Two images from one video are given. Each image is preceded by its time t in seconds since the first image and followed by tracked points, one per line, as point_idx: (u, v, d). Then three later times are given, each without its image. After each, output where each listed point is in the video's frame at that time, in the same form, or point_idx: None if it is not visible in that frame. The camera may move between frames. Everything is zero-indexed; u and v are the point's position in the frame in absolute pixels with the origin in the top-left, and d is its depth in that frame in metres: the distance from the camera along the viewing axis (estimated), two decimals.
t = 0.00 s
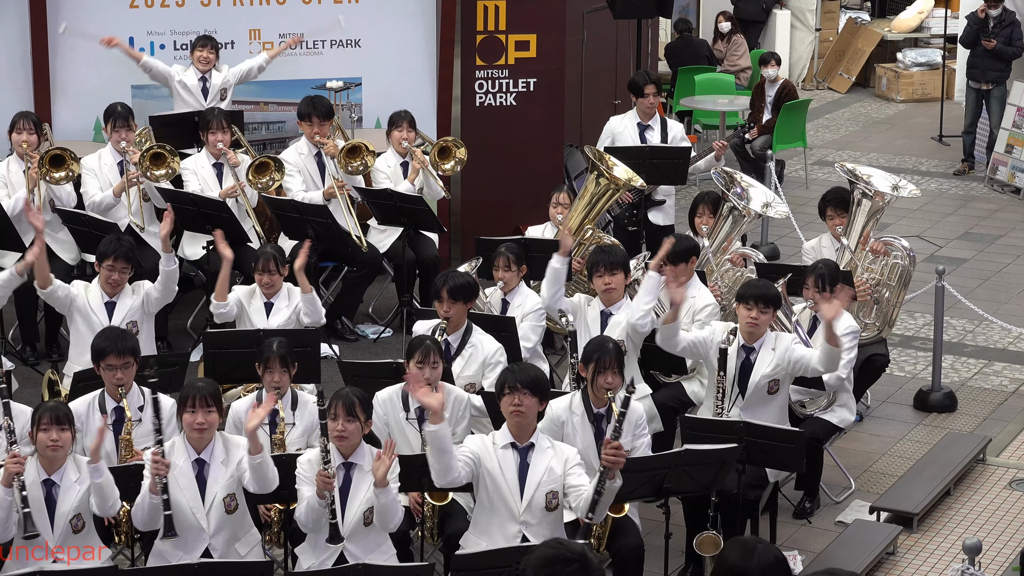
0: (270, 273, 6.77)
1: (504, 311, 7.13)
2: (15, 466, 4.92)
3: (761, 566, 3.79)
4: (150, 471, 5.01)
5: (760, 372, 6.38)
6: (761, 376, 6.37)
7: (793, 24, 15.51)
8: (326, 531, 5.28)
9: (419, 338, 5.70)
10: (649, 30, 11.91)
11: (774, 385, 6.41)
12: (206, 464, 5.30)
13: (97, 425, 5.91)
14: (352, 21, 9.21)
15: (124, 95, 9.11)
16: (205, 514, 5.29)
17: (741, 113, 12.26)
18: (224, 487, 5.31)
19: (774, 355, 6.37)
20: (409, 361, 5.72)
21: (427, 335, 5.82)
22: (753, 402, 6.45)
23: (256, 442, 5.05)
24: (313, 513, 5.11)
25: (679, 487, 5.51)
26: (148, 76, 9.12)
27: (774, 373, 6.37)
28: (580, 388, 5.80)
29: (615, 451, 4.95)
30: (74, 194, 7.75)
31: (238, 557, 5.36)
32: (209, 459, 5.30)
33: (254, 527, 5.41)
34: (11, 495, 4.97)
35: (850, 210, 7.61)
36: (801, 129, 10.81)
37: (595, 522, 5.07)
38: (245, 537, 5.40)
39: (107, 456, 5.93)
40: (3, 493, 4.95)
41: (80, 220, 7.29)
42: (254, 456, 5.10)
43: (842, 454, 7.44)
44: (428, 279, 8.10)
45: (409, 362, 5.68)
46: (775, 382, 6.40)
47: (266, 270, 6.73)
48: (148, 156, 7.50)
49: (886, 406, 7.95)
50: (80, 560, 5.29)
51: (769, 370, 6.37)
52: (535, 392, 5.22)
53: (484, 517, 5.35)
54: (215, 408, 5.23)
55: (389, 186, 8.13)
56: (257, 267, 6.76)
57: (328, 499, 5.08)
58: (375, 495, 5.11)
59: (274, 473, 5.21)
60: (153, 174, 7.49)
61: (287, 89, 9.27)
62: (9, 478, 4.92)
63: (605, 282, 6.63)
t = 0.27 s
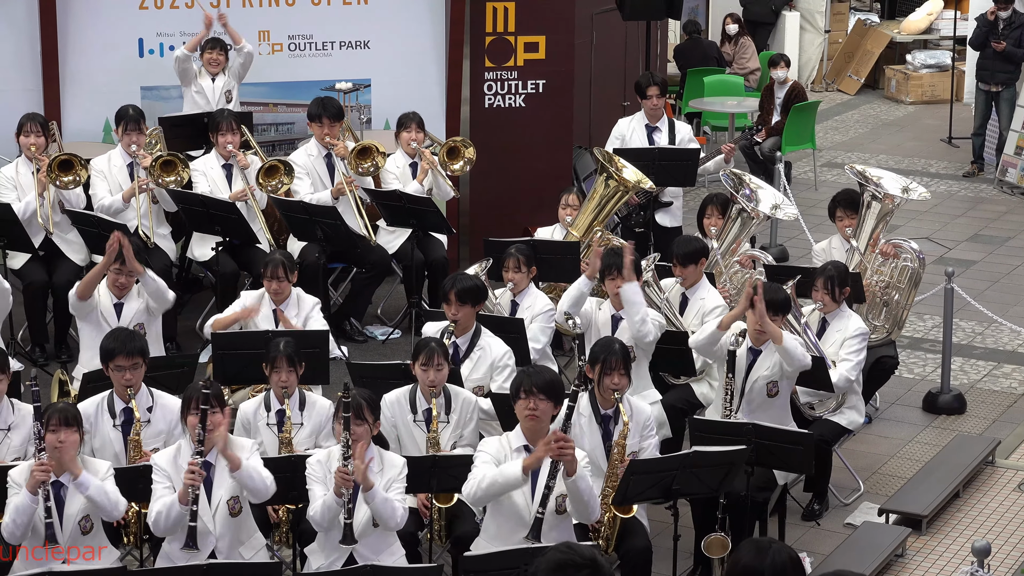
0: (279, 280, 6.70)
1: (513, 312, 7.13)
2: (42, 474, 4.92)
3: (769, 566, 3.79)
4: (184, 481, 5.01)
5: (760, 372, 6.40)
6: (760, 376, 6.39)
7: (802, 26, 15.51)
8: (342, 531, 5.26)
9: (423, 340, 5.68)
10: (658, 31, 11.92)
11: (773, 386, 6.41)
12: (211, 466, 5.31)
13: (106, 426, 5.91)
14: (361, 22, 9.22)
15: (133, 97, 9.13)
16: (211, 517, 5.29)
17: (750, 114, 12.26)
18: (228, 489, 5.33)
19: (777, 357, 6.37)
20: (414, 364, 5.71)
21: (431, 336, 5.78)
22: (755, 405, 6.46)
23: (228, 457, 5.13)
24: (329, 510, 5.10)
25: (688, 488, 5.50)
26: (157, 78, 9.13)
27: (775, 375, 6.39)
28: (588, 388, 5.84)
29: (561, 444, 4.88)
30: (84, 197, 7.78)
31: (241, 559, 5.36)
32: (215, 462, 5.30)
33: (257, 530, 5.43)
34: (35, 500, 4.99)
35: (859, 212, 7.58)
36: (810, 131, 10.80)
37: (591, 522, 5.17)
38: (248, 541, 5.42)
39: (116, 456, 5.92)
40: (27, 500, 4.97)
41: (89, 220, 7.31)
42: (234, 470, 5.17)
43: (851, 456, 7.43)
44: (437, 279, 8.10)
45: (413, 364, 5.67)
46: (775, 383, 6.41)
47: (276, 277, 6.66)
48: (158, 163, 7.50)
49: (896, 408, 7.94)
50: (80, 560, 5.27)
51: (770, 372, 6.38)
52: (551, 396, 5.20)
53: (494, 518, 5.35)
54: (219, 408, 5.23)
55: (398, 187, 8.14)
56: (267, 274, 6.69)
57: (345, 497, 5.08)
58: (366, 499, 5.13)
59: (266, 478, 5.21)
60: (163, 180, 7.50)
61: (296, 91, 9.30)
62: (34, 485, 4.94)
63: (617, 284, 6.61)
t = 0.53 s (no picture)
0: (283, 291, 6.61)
1: (520, 313, 7.19)
2: (25, 477, 4.94)
3: (776, 567, 3.79)
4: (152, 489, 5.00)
5: (773, 380, 6.33)
6: (773, 385, 6.32)
7: (809, 28, 15.52)
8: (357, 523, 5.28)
9: (428, 343, 5.67)
10: (665, 33, 11.93)
11: (786, 398, 6.34)
12: (214, 468, 5.29)
13: (112, 427, 5.91)
14: (368, 24, 9.22)
15: (140, 98, 9.14)
16: (217, 518, 5.29)
17: (757, 116, 12.25)
18: (235, 490, 5.31)
19: (788, 362, 6.31)
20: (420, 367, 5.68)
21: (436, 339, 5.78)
22: (766, 412, 6.37)
23: (281, 446, 5.06)
24: (326, 522, 5.11)
25: (695, 490, 5.48)
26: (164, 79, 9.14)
27: (784, 382, 6.32)
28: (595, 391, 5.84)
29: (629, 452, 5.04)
30: (90, 198, 7.78)
31: (253, 558, 5.36)
32: (217, 463, 5.29)
33: (268, 529, 5.42)
34: (18, 503, 5.03)
35: (866, 214, 7.65)
36: (818, 133, 10.81)
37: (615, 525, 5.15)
38: (259, 539, 5.41)
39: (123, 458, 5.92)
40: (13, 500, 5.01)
41: (95, 223, 7.31)
42: (280, 459, 5.11)
43: (858, 458, 7.42)
44: (443, 281, 8.10)
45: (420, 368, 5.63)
46: (788, 395, 6.34)
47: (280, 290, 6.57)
48: (165, 162, 7.50)
49: (902, 410, 7.93)
50: (81, 560, 5.24)
51: (780, 379, 6.31)
52: (561, 401, 5.16)
53: (501, 519, 5.36)
54: (216, 410, 5.23)
55: (405, 189, 8.15)
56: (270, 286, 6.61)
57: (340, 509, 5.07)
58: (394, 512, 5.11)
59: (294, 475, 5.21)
60: (169, 180, 7.49)
61: (303, 93, 9.30)
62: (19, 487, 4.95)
63: (627, 287, 6.58)
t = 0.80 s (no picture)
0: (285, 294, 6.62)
1: (523, 318, 7.14)
2: (42, 481, 4.93)
3: (781, 573, 3.80)
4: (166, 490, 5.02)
5: (778, 384, 6.31)
6: (778, 389, 6.31)
7: (812, 32, 15.53)
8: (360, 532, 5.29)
9: (428, 346, 5.70)
10: (669, 37, 11.94)
11: (788, 404, 6.33)
12: (214, 471, 5.28)
13: (116, 432, 5.91)
14: (372, 28, 9.23)
15: (144, 102, 9.13)
16: (217, 522, 5.28)
17: (760, 120, 12.25)
18: (234, 493, 5.29)
19: (790, 367, 6.30)
20: (420, 370, 5.73)
21: (437, 341, 5.82)
22: (771, 417, 6.36)
23: (252, 449, 5.02)
24: (334, 521, 5.12)
25: (699, 494, 5.48)
26: (168, 83, 9.14)
27: (788, 386, 6.30)
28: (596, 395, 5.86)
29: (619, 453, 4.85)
30: (93, 201, 7.82)
31: (253, 562, 5.36)
32: (218, 466, 5.27)
33: (268, 533, 5.41)
34: (34, 509, 5.00)
35: (869, 218, 7.61)
36: (822, 136, 10.78)
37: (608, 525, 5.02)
38: (258, 543, 5.40)
39: (126, 462, 5.91)
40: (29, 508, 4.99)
41: (98, 226, 7.32)
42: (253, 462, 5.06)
43: (861, 462, 7.42)
44: (447, 286, 8.11)
45: (420, 370, 5.68)
46: (792, 401, 6.32)
47: (282, 292, 6.59)
48: (166, 167, 7.52)
49: (906, 415, 7.93)
50: (80, 560, 5.27)
51: (785, 384, 6.30)
52: (562, 405, 5.15)
53: (504, 523, 5.38)
54: (214, 413, 5.21)
55: (409, 193, 8.16)
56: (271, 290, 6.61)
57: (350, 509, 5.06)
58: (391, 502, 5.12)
59: (280, 474, 5.18)
60: (172, 183, 7.52)
61: (306, 96, 9.29)
62: (37, 492, 4.94)
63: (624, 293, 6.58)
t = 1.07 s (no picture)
0: (295, 292, 6.71)
1: (529, 323, 7.12)
2: (48, 493, 4.98)
3: None
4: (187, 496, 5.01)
5: (782, 388, 6.34)
6: (782, 393, 6.33)
7: (818, 37, 15.53)
8: (358, 541, 5.27)
9: (431, 351, 5.74)
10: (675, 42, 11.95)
11: (792, 408, 6.34)
12: (222, 476, 5.29)
13: (122, 436, 5.91)
14: (378, 34, 9.24)
15: (150, 108, 9.15)
16: (224, 527, 5.29)
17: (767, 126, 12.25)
18: (241, 499, 5.31)
19: (792, 372, 6.33)
20: (424, 375, 5.77)
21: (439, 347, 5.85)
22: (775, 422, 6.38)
23: (244, 463, 5.10)
24: (346, 523, 5.10)
25: (704, 500, 5.49)
26: (174, 88, 9.15)
27: (791, 390, 6.32)
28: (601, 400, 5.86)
29: (580, 453, 4.95)
30: (101, 206, 7.86)
31: (257, 569, 5.34)
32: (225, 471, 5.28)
33: (273, 539, 5.40)
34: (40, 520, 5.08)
35: (875, 223, 7.59)
36: (827, 142, 10.79)
37: (607, 532, 5.20)
38: (263, 549, 5.39)
39: (132, 467, 5.90)
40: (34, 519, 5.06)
41: (105, 231, 7.33)
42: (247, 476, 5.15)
43: (867, 468, 7.41)
44: (453, 292, 8.13)
45: (423, 375, 5.73)
46: (795, 406, 6.33)
47: (292, 289, 6.68)
48: (173, 173, 7.54)
49: (912, 420, 7.92)
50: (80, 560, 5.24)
51: (788, 387, 6.32)
52: (563, 410, 5.15)
53: (508, 530, 5.35)
54: (225, 418, 5.22)
55: (415, 198, 8.16)
56: (282, 286, 6.71)
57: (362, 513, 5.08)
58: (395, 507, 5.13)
59: (279, 485, 5.23)
60: (179, 190, 7.54)
61: (312, 101, 9.30)
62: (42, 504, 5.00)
63: (624, 302, 6.48)
